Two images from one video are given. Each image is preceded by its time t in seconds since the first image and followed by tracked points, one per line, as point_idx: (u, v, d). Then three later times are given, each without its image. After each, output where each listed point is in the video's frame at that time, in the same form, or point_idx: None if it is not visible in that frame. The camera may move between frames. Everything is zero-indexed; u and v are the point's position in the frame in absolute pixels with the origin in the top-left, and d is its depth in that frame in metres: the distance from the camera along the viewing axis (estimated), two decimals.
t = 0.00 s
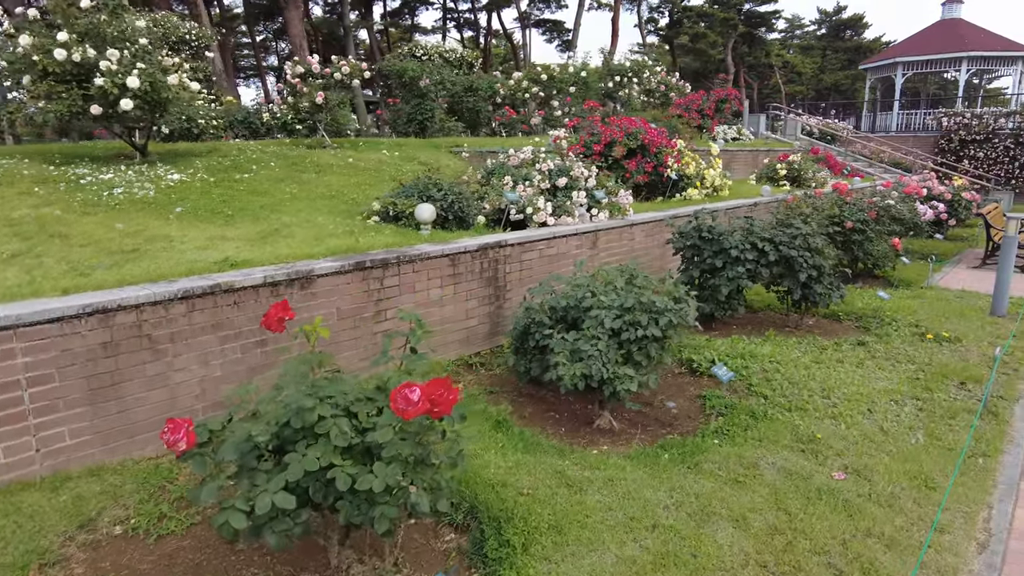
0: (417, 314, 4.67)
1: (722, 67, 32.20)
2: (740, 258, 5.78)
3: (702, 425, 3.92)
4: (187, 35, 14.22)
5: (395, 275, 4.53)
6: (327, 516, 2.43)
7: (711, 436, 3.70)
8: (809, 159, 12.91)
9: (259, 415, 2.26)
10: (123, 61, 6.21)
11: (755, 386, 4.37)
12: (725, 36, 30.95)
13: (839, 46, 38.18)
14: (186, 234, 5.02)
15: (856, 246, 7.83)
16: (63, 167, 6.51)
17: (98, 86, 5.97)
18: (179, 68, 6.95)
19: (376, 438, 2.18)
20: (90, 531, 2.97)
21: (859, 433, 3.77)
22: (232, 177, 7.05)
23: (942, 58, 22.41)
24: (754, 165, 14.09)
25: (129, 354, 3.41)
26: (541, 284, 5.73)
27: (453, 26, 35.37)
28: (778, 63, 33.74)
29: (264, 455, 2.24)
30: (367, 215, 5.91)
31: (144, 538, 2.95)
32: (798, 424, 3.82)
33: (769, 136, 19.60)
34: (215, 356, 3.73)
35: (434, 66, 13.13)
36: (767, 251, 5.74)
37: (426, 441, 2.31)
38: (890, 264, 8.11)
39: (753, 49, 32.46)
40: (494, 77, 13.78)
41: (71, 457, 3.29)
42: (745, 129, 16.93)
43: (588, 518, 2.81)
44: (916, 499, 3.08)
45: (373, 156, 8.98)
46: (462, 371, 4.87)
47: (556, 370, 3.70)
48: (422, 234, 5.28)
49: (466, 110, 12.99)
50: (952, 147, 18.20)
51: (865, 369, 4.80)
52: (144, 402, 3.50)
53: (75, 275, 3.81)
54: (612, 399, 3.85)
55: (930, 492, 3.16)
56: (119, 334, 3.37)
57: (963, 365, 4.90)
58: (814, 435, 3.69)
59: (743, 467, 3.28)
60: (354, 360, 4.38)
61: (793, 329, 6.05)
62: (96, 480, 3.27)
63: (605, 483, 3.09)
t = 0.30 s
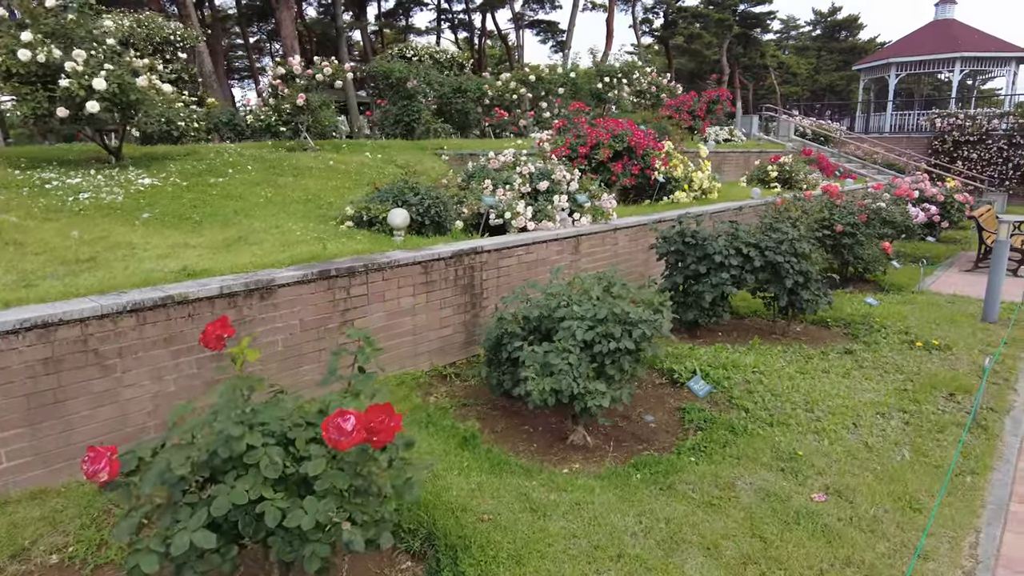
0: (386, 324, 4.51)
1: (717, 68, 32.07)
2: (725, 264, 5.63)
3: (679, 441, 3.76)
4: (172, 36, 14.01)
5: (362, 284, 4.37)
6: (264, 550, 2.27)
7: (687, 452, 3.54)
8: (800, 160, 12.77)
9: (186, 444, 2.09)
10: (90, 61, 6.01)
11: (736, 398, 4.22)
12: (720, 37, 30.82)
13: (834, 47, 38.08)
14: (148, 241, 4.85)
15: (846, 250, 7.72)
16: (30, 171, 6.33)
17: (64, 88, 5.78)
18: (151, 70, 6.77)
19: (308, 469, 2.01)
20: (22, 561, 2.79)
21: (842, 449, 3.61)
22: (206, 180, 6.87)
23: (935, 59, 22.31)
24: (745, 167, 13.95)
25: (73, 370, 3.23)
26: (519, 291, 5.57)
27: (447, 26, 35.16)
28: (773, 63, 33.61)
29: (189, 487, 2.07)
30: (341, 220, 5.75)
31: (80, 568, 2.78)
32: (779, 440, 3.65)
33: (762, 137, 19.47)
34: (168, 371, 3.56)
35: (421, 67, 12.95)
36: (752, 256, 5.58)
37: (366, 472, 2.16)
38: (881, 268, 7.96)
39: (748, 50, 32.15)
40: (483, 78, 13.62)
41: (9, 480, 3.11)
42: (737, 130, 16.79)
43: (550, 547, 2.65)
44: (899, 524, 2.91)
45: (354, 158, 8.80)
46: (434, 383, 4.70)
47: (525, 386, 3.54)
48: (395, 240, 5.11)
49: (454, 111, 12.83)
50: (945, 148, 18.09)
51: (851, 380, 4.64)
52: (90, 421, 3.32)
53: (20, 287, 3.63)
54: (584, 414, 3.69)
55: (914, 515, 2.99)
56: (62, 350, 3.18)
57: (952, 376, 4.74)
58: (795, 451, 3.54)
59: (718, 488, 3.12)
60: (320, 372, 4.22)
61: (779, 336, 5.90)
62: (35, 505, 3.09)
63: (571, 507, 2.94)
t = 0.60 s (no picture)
0: (360, 331, 4.35)
1: (713, 68, 31.92)
2: (713, 267, 5.47)
3: (662, 454, 3.60)
4: (159, 35, 13.82)
5: (334, 289, 4.21)
6: None
7: (669, 466, 3.38)
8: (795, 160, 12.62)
9: (114, 469, 1.93)
10: (61, 59, 5.85)
11: (723, 408, 4.06)
12: (716, 37, 30.67)
13: (831, 46, 37.97)
14: (115, 244, 4.68)
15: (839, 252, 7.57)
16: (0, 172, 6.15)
17: (33, 85, 5.61)
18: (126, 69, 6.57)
19: (242, 497, 1.85)
20: None
21: (832, 462, 3.45)
22: (183, 181, 6.70)
23: (932, 59, 22.19)
24: (740, 167, 13.80)
25: (22, 382, 3.06)
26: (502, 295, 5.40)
27: (443, 26, 34.96)
28: (770, 63, 33.47)
29: (118, 515, 1.91)
30: (319, 222, 5.58)
31: None
32: (765, 453, 3.50)
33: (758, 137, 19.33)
34: (125, 382, 3.40)
35: (411, 66, 12.77)
36: (741, 259, 5.43)
37: (311, 498, 2.00)
38: (875, 270, 7.80)
39: (745, 50, 31.94)
40: (474, 77, 13.45)
41: None
42: (732, 130, 16.64)
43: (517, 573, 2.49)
44: (890, 545, 2.76)
45: (340, 158, 8.64)
46: (411, 392, 4.54)
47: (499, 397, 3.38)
48: (372, 243, 4.95)
49: (444, 111, 12.65)
50: (942, 148, 17.97)
51: (843, 388, 4.48)
52: (40, 436, 3.15)
53: None
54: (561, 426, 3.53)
55: (906, 535, 2.84)
56: (9, 360, 3.02)
57: (946, 383, 4.59)
58: (781, 465, 3.38)
59: (699, 507, 2.96)
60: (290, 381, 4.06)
61: (770, 341, 5.74)
62: None
63: (543, 527, 2.78)
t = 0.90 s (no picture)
0: (328, 337, 4.15)
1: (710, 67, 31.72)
2: (702, 270, 5.28)
3: (643, 469, 3.40)
4: (146, 32, 13.56)
5: (299, 294, 4.01)
6: None
7: (648, 484, 3.18)
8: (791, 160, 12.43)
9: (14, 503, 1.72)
10: (27, 54, 5.64)
11: (709, 419, 3.86)
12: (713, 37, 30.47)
13: (828, 46, 37.84)
14: (74, 246, 4.47)
15: (834, 253, 7.39)
16: None
17: None
18: (92, 60, 6.45)
19: (154, 534, 1.70)
20: None
21: (823, 479, 3.26)
22: (157, 181, 6.48)
23: (929, 58, 22.04)
24: (734, 166, 13.60)
25: None
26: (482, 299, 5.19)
27: (439, 25, 34.70)
28: (768, 63, 33.29)
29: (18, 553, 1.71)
30: (293, 223, 5.38)
31: None
32: (751, 469, 3.30)
33: (754, 136, 19.13)
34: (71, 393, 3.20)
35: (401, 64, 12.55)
36: (731, 262, 5.23)
37: (239, 532, 1.81)
38: (871, 272, 7.61)
39: (741, 50, 31.79)
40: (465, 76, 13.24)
41: None
42: (727, 129, 16.44)
43: None
44: (881, 573, 2.57)
45: (323, 157, 8.42)
46: (384, 401, 4.34)
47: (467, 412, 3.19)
48: (346, 245, 4.75)
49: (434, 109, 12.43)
50: (939, 147, 17.81)
51: (835, 397, 4.28)
52: None
53: None
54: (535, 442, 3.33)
55: (898, 561, 2.64)
56: None
57: (943, 392, 4.40)
58: (768, 484, 3.18)
59: (678, 531, 2.77)
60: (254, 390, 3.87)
61: (762, 347, 5.55)
62: None
63: (508, 555, 2.59)
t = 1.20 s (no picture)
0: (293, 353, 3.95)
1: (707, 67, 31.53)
2: (689, 279, 5.09)
3: (620, 496, 3.21)
4: (130, 31, 13.22)
5: (261, 307, 3.80)
6: None
7: (624, 513, 2.99)
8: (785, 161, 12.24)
9: None
10: None
11: (692, 440, 3.66)
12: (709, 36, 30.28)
13: (825, 45, 37.67)
14: (29, 256, 4.27)
15: (828, 259, 7.20)
16: None
17: None
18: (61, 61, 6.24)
19: None
20: None
21: (810, 508, 3.06)
22: (128, 186, 6.28)
23: (925, 57, 21.87)
24: (728, 168, 13.41)
25: None
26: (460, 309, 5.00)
27: (434, 24, 34.44)
28: (765, 62, 33.11)
29: None
30: (263, 231, 5.18)
31: None
32: (734, 497, 3.10)
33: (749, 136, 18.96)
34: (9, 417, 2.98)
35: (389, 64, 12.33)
36: (718, 271, 5.03)
37: None
38: (865, 278, 7.41)
39: (738, 50, 31.60)
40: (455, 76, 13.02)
41: None
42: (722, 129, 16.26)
43: None
44: None
45: (304, 159, 8.21)
46: (354, 420, 4.15)
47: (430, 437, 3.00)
48: (316, 255, 4.55)
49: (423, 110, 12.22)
50: (935, 148, 17.66)
51: (825, 415, 4.08)
52: None
53: None
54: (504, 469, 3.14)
55: None
56: None
57: (938, 408, 4.21)
58: (751, 513, 2.99)
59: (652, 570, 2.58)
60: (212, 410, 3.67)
61: (751, 357, 5.36)
62: None
63: None
